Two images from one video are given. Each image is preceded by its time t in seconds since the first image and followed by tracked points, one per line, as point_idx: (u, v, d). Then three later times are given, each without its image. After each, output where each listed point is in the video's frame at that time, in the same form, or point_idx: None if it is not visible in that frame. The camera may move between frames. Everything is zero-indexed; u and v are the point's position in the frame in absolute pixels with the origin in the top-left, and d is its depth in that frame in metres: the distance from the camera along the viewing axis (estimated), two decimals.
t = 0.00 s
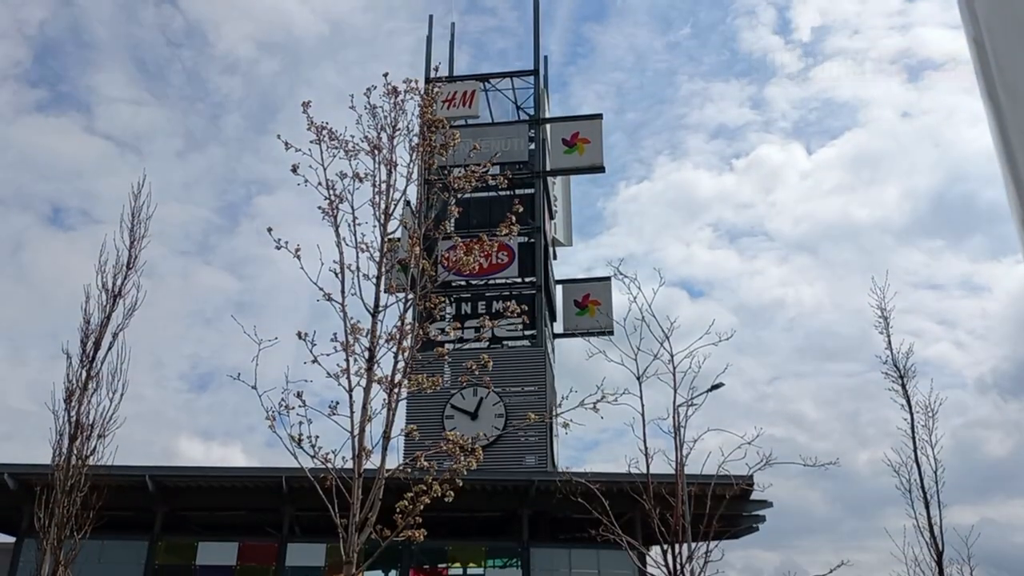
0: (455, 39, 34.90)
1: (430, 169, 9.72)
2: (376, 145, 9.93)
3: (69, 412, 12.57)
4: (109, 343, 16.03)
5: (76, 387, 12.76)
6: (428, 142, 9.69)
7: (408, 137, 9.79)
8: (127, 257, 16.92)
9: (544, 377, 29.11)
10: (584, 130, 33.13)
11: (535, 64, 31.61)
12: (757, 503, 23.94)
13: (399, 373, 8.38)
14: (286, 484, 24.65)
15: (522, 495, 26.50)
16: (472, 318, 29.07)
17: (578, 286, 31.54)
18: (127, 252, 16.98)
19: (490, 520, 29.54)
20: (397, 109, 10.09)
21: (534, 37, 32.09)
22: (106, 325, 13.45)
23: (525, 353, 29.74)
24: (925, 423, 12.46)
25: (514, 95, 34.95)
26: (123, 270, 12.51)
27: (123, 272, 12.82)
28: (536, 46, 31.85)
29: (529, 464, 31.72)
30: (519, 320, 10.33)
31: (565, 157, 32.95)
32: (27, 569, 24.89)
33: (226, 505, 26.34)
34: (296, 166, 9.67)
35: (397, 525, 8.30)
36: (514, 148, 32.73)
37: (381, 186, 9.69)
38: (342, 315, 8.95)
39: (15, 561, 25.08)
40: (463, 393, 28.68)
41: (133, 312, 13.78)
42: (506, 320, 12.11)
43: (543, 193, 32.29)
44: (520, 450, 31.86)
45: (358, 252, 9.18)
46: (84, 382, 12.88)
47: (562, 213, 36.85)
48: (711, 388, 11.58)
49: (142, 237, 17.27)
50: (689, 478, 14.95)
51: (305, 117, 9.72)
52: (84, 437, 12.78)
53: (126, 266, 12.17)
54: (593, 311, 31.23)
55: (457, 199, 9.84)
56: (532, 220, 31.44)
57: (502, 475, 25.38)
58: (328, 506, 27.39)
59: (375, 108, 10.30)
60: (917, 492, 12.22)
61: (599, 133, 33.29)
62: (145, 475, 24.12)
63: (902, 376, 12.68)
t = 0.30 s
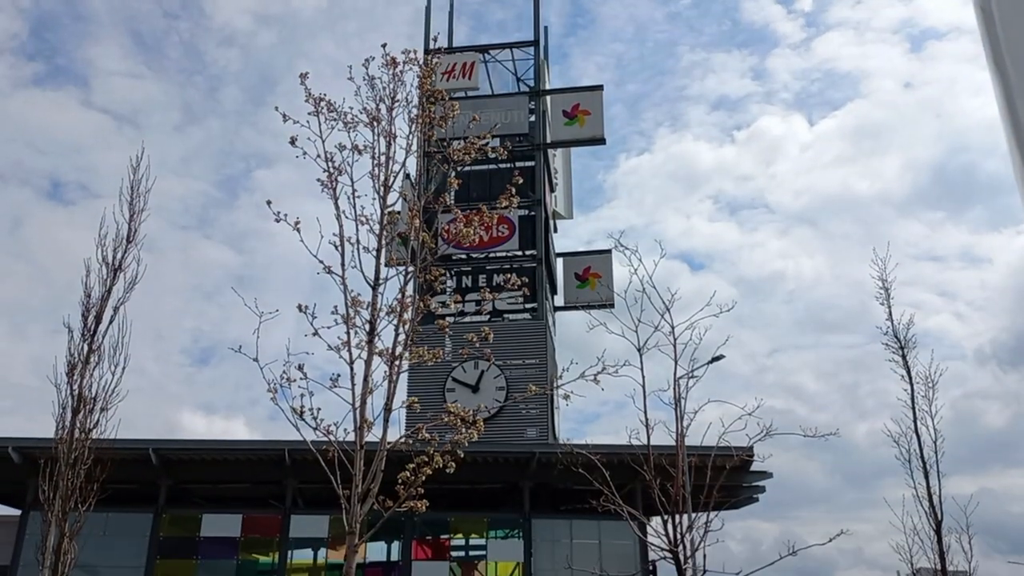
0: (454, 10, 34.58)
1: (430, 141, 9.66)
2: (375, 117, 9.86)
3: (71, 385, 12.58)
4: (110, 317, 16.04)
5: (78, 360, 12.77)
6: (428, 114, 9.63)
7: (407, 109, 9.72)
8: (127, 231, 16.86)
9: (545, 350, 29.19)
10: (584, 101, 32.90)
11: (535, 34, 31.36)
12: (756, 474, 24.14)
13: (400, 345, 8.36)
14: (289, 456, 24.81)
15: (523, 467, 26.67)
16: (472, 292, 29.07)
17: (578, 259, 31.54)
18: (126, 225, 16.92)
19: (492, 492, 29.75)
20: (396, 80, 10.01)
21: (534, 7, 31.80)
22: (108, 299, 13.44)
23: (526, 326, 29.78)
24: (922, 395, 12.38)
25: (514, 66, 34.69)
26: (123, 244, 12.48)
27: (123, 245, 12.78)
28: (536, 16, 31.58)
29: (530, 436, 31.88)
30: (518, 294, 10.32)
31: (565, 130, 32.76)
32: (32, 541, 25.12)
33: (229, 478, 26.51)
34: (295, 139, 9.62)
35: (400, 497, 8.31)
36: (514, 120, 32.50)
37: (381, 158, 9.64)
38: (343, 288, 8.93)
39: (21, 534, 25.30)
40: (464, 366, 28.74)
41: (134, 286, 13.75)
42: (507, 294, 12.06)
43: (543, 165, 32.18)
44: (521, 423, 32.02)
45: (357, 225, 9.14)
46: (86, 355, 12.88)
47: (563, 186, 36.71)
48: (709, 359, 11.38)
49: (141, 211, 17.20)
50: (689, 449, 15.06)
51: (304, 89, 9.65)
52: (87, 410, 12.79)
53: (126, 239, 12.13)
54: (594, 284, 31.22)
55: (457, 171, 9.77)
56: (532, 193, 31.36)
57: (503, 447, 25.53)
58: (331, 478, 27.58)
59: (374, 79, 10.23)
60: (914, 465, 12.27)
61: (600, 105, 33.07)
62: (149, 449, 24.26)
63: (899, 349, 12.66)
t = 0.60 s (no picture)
0: None
1: (430, 112, 9.58)
2: (374, 87, 9.78)
3: (74, 358, 12.57)
4: (113, 291, 16.03)
5: (80, 333, 12.75)
6: (428, 84, 9.56)
7: (407, 78, 9.63)
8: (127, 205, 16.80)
9: (547, 322, 29.27)
10: (586, 72, 32.67)
11: (536, 4, 31.08)
12: (757, 445, 24.29)
13: (402, 316, 8.33)
14: (292, 430, 24.98)
15: (526, 438, 26.80)
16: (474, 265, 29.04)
17: (580, 232, 31.50)
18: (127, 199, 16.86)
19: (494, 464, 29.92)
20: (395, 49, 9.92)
21: None
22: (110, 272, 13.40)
23: (527, 298, 29.78)
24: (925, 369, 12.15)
25: (515, 37, 34.40)
26: (123, 217, 12.42)
27: (123, 219, 12.75)
28: None
29: (532, 409, 32.05)
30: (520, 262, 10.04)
31: (566, 101, 32.51)
32: (38, 515, 25.33)
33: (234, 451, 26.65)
34: (294, 109, 9.55)
35: (402, 468, 8.31)
36: (514, 91, 32.28)
37: (380, 129, 9.57)
38: (343, 260, 8.89)
39: (27, 507, 25.51)
40: (466, 339, 28.79)
41: (134, 258, 13.71)
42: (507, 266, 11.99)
43: (544, 137, 32.06)
44: (523, 395, 32.16)
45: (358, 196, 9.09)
46: (88, 328, 12.87)
47: (564, 158, 36.56)
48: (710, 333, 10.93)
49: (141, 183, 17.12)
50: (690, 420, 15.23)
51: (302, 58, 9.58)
52: (89, 383, 12.79)
53: (126, 212, 12.07)
54: (596, 257, 31.18)
55: (457, 142, 9.68)
56: (534, 165, 31.24)
57: (505, 419, 25.66)
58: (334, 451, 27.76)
59: (373, 48, 10.13)
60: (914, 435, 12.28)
61: (601, 76, 32.84)
62: (152, 423, 24.38)
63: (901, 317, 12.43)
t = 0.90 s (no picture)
0: None
1: (430, 86, 9.52)
2: (374, 61, 9.72)
3: (77, 334, 12.59)
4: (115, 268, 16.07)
5: (82, 310, 12.76)
6: (428, 58, 9.49)
7: (407, 52, 9.56)
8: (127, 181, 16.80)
9: (548, 298, 29.35)
10: (587, 47, 32.45)
11: None
12: (757, 419, 24.40)
13: (404, 292, 8.32)
14: (295, 406, 25.15)
15: (528, 413, 26.89)
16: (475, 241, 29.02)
17: (581, 208, 31.47)
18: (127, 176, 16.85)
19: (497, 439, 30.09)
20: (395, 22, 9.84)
21: None
22: (111, 248, 13.39)
23: (529, 274, 29.77)
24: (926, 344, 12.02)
25: (515, 11, 34.14)
26: (124, 193, 12.40)
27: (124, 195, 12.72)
28: None
29: (534, 384, 32.19)
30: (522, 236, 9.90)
31: (568, 76, 32.26)
32: (44, 491, 25.56)
33: (238, 427, 26.81)
34: (294, 83, 9.49)
35: (405, 444, 8.29)
36: (515, 66, 32.08)
37: (381, 103, 9.51)
38: (344, 235, 8.86)
39: (33, 484, 25.72)
40: (468, 315, 28.84)
41: (135, 235, 13.71)
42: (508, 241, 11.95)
43: (546, 112, 31.94)
44: (525, 371, 32.28)
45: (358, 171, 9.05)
46: (91, 305, 12.88)
47: (565, 133, 36.44)
48: (709, 306, 10.85)
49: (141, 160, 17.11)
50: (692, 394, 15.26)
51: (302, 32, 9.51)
52: (92, 360, 12.82)
53: (127, 188, 12.05)
54: (597, 232, 31.14)
55: (457, 117, 9.62)
56: (535, 141, 31.13)
57: (508, 394, 25.77)
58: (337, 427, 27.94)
59: (372, 22, 10.05)
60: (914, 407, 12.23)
61: (602, 50, 32.63)
62: (157, 399, 24.48)
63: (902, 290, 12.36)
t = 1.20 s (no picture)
0: None
1: (430, 58, 9.41)
2: (374, 32, 9.62)
3: (78, 308, 12.58)
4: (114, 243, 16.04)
5: (83, 284, 12.75)
6: (428, 28, 9.36)
7: (407, 23, 9.44)
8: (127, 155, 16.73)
9: (550, 272, 29.40)
10: (588, 17, 32.16)
11: None
12: (757, 393, 24.47)
13: (405, 264, 8.29)
14: (298, 380, 25.22)
15: (530, 387, 26.99)
16: (476, 214, 28.96)
17: (583, 181, 31.38)
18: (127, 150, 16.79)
19: (499, 412, 30.26)
20: None
21: None
22: (112, 222, 13.35)
23: (530, 248, 29.75)
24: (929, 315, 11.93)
25: None
26: (123, 166, 12.34)
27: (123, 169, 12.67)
28: None
29: (535, 358, 32.30)
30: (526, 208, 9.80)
31: (568, 47, 32.00)
32: (49, 465, 25.77)
33: (242, 401, 26.90)
34: (293, 54, 9.38)
35: (408, 416, 8.29)
36: (515, 38, 31.84)
37: (380, 75, 9.41)
38: (345, 209, 8.80)
39: (38, 458, 25.92)
40: (469, 289, 28.87)
41: (135, 208, 13.66)
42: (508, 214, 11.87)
43: (547, 84, 31.74)
44: (527, 344, 32.37)
45: (358, 143, 8.94)
46: (92, 279, 12.86)
47: (566, 105, 36.23)
48: (712, 278, 10.78)
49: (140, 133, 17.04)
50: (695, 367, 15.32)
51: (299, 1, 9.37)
52: (94, 334, 12.83)
53: (127, 161, 11.99)
54: (598, 206, 31.01)
55: (458, 88, 9.52)
56: (536, 113, 30.96)
57: (510, 368, 25.85)
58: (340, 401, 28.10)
59: None
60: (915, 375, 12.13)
61: (603, 21, 32.35)
62: (160, 374, 24.54)
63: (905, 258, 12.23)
